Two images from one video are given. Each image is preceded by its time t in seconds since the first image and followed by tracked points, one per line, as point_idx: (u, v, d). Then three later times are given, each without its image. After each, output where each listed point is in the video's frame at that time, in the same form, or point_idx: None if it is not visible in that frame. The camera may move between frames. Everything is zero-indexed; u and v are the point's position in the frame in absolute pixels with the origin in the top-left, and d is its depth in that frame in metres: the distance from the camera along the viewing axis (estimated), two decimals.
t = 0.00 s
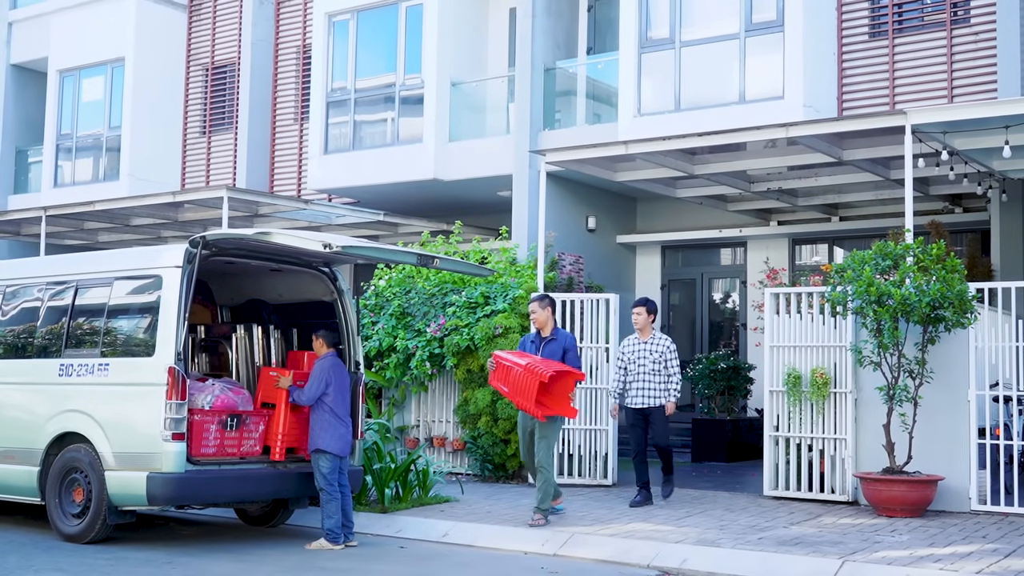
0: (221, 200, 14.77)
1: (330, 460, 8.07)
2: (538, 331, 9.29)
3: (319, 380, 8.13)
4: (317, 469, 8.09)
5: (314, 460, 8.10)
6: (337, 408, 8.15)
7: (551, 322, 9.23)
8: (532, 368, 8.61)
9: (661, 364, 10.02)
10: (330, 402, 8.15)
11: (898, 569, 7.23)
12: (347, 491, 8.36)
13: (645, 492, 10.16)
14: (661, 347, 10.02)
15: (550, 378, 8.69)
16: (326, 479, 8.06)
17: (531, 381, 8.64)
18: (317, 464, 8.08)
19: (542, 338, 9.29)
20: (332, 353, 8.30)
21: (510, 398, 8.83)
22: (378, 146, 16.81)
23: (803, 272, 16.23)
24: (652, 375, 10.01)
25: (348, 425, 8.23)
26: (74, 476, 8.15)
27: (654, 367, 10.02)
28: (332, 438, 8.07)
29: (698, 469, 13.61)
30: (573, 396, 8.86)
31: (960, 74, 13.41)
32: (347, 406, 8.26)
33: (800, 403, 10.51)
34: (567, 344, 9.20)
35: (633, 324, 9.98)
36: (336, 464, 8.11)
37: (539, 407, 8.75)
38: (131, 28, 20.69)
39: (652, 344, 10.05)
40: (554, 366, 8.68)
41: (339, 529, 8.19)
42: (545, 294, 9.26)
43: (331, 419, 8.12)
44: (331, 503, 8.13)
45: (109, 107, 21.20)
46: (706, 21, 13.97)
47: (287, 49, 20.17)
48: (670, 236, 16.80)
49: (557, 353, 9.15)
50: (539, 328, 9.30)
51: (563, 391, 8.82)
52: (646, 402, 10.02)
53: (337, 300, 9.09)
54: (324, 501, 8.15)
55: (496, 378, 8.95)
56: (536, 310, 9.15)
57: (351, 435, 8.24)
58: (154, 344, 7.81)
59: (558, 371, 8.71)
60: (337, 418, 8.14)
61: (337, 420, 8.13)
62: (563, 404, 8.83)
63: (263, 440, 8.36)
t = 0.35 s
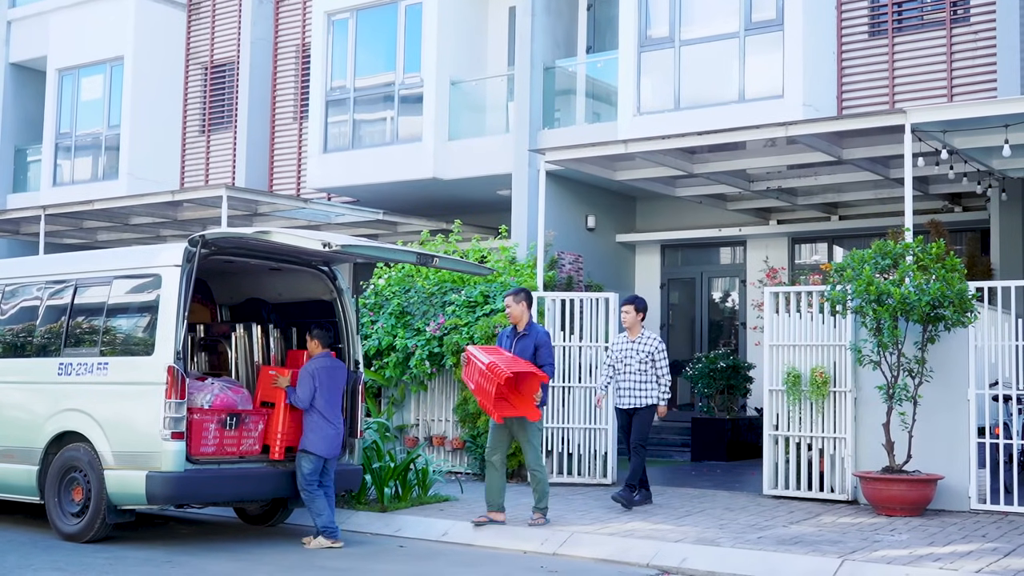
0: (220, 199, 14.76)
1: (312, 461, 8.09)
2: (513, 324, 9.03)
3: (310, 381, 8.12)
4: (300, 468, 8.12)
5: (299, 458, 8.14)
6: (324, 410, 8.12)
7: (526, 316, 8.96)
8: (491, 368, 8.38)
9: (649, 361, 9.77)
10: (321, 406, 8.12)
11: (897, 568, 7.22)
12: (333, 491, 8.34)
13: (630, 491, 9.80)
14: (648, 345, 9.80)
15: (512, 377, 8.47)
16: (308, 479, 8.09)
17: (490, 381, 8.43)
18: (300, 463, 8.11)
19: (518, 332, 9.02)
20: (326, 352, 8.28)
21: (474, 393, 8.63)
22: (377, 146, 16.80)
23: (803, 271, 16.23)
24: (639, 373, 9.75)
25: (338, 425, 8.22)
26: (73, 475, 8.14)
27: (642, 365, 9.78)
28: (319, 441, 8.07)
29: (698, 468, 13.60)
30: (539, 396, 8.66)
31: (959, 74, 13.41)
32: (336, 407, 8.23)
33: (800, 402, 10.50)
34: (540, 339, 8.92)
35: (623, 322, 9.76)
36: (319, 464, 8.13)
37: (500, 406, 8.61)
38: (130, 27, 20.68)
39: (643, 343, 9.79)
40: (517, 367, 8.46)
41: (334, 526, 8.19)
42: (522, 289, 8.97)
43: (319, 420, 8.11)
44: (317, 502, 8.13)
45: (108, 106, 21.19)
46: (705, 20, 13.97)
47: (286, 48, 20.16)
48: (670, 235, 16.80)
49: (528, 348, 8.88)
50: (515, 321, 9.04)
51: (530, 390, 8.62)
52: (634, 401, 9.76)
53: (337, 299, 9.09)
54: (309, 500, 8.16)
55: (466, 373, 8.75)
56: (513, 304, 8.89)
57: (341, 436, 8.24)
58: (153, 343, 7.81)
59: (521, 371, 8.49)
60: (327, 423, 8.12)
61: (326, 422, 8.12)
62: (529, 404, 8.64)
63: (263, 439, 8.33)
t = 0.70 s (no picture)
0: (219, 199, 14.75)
1: (289, 456, 8.02)
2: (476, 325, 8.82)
3: (289, 378, 8.08)
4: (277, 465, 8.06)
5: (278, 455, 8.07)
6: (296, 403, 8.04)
7: (490, 316, 8.75)
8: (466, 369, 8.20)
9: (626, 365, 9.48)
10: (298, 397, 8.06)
11: (897, 568, 7.23)
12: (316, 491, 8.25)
13: (619, 497, 9.67)
14: (629, 347, 9.54)
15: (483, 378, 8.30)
16: (282, 475, 8.02)
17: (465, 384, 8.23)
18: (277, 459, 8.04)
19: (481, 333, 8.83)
20: (308, 351, 8.22)
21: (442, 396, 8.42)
22: (376, 145, 16.81)
23: (802, 271, 16.23)
24: (614, 376, 9.52)
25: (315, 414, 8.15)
26: (72, 475, 8.15)
27: (617, 368, 9.54)
28: (295, 434, 8.01)
29: (696, 468, 13.60)
30: (508, 396, 8.47)
31: (958, 74, 13.42)
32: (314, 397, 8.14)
33: (799, 402, 10.50)
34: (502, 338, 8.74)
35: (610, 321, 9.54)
36: (295, 460, 8.05)
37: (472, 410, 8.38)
38: (129, 27, 20.68)
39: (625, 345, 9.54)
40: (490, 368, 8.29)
41: (289, 529, 8.05)
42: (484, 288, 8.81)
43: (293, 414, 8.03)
44: (280, 501, 8.01)
45: (107, 106, 21.20)
46: (704, 20, 13.97)
47: (285, 48, 20.16)
48: (668, 235, 16.81)
49: (495, 349, 8.69)
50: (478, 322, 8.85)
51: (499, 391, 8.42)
52: (610, 405, 9.54)
53: (336, 298, 9.06)
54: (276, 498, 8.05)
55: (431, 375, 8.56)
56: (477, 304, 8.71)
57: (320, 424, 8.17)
58: (152, 343, 7.81)
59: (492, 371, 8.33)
60: (304, 413, 8.06)
61: (301, 413, 8.04)
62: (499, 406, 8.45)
63: (263, 438, 8.34)
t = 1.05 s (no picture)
0: (218, 200, 14.75)
1: (280, 457, 8.00)
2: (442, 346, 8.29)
3: (266, 378, 8.06)
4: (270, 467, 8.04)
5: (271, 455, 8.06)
6: (277, 398, 8.03)
7: (455, 335, 8.23)
8: (421, 381, 7.59)
9: (605, 363, 9.56)
10: (277, 397, 8.03)
11: (897, 569, 7.23)
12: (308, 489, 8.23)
13: (580, 494, 9.64)
14: (609, 345, 9.59)
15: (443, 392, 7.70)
16: (276, 476, 8.00)
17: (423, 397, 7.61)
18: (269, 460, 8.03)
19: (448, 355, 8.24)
20: (283, 349, 8.18)
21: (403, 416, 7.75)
22: (376, 146, 16.81)
23: (801, 272, 16.24)
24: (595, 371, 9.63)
25: (298, 409, 8.10)
26: (72, 476, 8.15)
27: (599, 365, 9.61)
28: (278, 433, 7.98)
29: (695, 469, 13.61)
30: (474, 414, 7.82)
31: (958, 75, 13.43)
32: (297, 392, 8.12)
33: (798, 403, 10.50)
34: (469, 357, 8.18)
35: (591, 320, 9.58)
36: (286, 460, 8.02)
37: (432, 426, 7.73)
38: (129, 28, 20.68)
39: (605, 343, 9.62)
40: (449, 380, 7.68)
41: (288, 531, 8.05)
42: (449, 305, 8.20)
43: (275, 410, 8.03)
44: (278, 503, 8.01)
45: (107, 107, 21.20)
46: (704, 21, 13.98)
47: (285, 50, 20.17)
48: (668, 236, 16.83)
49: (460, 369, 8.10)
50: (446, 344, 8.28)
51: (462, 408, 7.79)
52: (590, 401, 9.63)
53: (336, 300, 9.06)
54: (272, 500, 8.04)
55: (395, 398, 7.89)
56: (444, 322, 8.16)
57: (305, 419, 8.12)
58: (152, 344, 7.80)
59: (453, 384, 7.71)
60: (285, 412, 8.03)
61: (281, 413, 8.02)
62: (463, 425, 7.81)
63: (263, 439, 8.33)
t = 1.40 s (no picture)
0: (218, 199, 14.74)
1: (272, 456, 7.99)
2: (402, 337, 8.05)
3: (253, 378, 8.08)
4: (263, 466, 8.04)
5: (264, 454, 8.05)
6: (262, 396, 8.02)
7: (415, 327, 7.99)
8: (362, 372, 7.44)
9: (586, 363, 9.44)
10: (262, 395, 8.03)
11: (896, 568, 7.23)
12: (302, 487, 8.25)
13: (568, 498, 9.55)
14: (587, 345, 9.53)
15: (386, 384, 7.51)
16: (269, 476, 8.00)
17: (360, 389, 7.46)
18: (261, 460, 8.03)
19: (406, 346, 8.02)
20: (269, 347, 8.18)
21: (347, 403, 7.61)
22: (375, 146, 16.80)
23: (800, 271, 16.23)
24: (573, 375, 9.47)
25: (285, 405, 8.07)
26: (71, 475, 8.14)
27: (579, 368, 9.47)
28: (266, 432, 7.97)
29: (694, 468, 13.62)
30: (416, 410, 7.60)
31: (957, 74, 13.43)
32: (282, 389, 8.09)
33: (797, 403, 10.50)
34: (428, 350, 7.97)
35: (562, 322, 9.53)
36: (277, 459, 8.00)
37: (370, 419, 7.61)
38: (128, 27, 20.66)
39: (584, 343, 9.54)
40: (389, 373, 7.50)
41: (286, 529, 8.04)
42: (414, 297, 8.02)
43: (262, 408, 8.02)
44: (274, 503, 8.01)
45: (106, 106, 21.19)
46: (702, 20, 13.97)
47: (283, 49, 20.16)
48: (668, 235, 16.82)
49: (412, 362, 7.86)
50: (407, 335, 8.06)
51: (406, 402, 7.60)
52: (571, 406, 9.48)
53: (334, 299, 9.08)
54: (269, 500, 8.04)
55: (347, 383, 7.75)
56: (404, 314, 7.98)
57: (295, 415, 8.08)
58: (151, 343, 7.80)
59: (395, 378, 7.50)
60: (271, 409, 8.01)
61: (267, 410, 8.01)
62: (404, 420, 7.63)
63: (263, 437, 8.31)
